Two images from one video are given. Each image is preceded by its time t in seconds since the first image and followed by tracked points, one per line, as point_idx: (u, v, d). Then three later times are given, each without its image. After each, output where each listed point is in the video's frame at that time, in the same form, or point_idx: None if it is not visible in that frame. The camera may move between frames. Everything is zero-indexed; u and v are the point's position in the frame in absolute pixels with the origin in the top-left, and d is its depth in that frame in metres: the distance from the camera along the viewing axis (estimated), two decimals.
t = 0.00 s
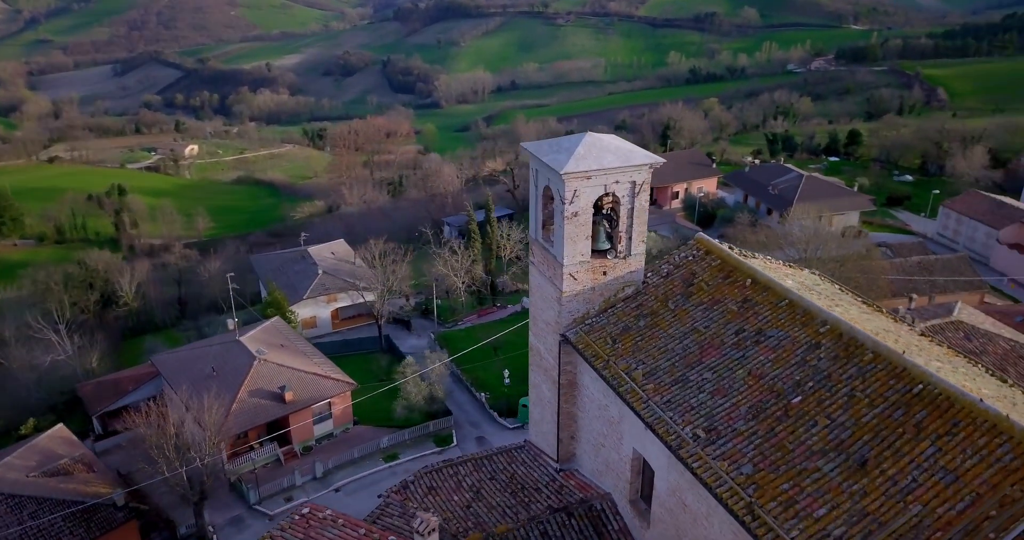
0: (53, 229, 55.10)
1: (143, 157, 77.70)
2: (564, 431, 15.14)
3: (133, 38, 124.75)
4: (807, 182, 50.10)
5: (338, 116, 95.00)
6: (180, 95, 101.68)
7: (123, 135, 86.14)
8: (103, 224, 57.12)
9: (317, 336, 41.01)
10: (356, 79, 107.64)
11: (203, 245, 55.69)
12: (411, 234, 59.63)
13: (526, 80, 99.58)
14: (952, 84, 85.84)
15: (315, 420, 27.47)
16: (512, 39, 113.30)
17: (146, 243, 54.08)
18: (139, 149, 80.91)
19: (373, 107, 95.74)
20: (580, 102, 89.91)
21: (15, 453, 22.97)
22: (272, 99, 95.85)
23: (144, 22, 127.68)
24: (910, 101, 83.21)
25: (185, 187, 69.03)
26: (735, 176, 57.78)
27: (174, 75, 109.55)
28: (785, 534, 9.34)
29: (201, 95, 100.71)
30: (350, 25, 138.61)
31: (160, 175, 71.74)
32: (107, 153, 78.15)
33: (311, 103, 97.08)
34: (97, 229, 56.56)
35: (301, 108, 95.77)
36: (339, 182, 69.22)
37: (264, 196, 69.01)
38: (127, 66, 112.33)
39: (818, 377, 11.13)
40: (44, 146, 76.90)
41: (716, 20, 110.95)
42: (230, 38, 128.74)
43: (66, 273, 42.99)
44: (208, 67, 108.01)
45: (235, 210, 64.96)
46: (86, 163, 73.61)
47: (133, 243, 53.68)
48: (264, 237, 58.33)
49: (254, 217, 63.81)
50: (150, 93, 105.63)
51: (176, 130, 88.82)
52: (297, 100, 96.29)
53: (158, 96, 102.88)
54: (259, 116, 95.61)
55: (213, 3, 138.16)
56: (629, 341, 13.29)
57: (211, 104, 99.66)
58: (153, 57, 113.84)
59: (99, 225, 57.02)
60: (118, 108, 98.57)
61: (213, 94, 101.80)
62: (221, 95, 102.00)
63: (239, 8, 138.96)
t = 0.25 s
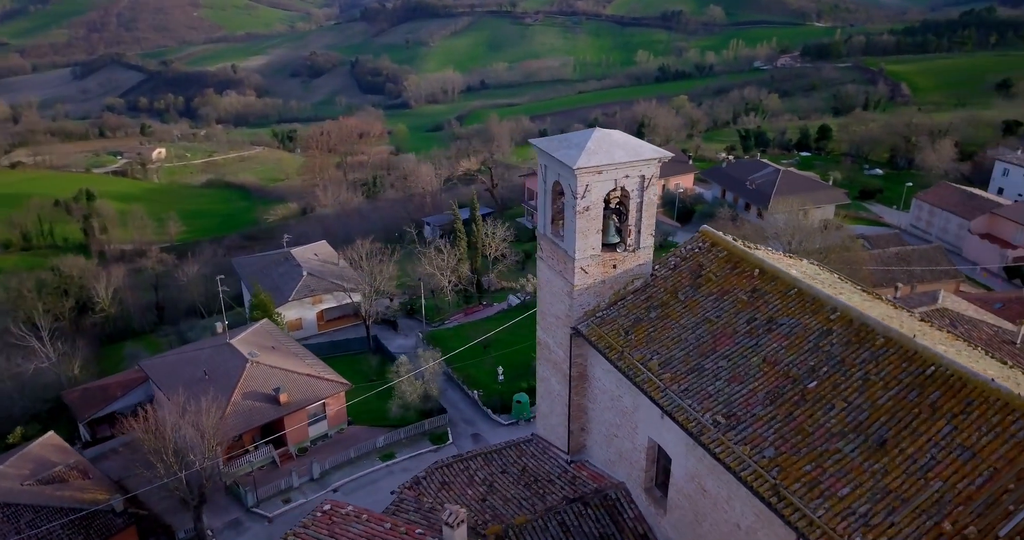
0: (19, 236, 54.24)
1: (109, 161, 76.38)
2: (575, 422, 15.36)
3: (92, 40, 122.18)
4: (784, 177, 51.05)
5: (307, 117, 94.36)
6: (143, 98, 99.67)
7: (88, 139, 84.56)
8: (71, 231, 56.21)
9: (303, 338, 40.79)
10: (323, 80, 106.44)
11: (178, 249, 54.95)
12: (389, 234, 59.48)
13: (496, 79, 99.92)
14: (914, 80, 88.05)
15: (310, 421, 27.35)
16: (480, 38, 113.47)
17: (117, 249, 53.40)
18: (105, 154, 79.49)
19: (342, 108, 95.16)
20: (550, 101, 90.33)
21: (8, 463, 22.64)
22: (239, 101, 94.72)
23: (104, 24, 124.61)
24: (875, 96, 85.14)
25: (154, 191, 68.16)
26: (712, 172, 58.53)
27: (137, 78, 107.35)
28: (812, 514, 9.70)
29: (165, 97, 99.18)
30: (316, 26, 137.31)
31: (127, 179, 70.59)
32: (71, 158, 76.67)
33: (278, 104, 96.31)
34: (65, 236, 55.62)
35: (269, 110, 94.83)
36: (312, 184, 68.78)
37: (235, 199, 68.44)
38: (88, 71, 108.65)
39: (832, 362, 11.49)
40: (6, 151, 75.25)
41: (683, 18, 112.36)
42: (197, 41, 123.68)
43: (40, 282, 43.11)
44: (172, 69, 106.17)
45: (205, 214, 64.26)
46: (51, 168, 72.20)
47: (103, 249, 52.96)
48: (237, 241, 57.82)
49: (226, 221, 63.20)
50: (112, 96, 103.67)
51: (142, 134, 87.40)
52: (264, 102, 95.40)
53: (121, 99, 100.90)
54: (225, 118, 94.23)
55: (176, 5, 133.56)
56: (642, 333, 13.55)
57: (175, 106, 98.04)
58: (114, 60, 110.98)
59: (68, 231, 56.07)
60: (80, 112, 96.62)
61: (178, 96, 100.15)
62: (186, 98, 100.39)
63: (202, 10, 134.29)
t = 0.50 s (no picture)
0: None
1: (76, 166, 75.00)
2: (586, 414, 15.60)
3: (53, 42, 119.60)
4: (763, 171, 51.88)
5: (276, 119, 93.54)
6: (107, 102, 97.64)
7: (52, 144, 82.95)
8: (41, 237, 55.26)
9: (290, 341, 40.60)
10: (293, 82, 104.47)
11: (154, 254, 54.17)
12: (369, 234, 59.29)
13: (467, 79, 100.10)
14: (881, 76, 90.09)
15: (306, 422, 27.24)
16: (450, 38, 113.41)
17: (88, 254, 52.61)
18: (72, 158, 78.03)
19: (312, 110, 94.44)
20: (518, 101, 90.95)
21: (2, 471, 22.37)
22: (206, 104, 93.44)
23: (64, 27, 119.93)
24: (843, 93, 86.81)
25: (123, 196, 67.13)
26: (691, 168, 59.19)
27: (101, 81, 105.09)
28: (836, 492, 10.04)
29: (130, 101, 97.58)
30: (283, 26, 135.77)
31: (95, 184, 69.38)
32: (37, 163, 75.18)
33: (247, 106, 95.31)
34: (35, 242, 54.66)
35: (237, 112, 93.68)
36: (287, 186, 68.25)
37: (206, 202, 67.69)
38: (49, 73, 107.71)
39: (844, 347, 11.87)
40: None
41: (652, 17, 113.46)
42: (159, 40, 122.15)
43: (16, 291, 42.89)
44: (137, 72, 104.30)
45: (178, 218, 63.56)
46: (16, 174, 70.76)
47: (73, 254, 52.07)
48: (211, 245, 57.24)
49: (199, 224, 62.51)
50: (75, 99, 101.65)
51: (109, 137, 85.86)
52: (233, 104, 94.34)
53: (85, 103, 98.94)
54: (193, 120, 93.12)
55: (140, 5, 131.98)
56: (654, 323, 13.83)
57: (141, 110, 96.46)
58: (76, 63, 108.52)
59: (37, 238, 55.11)
60: (43, 116, 94.64)
61: (144, 99, 98.61)
62: (153, 100, 98.77)
63: (167, 12, 129.86)
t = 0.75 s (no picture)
0: None
1: (26, 173, 72.89)
2: (584, 404, 15.86)
3: None
4: (729, 165, 52.77)
5: (232, 122, 91.79)
6: (56, 107, 95.08)
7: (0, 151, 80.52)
8: None
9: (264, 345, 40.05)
10: (249, 83, 103.14)
11: (116, 262, 53.02)
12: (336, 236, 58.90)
13: (426, 79, 99.88)
14: (834, 72, 92.45)
15: (290, 424, 26.87)
16: (409, 38, 112.89)
17: (44, 264, 51.23)
18: (22, 166, 75.81)
19: (270, 112, 92.81)
20: (479, 100, 91.09)
21: None
22: (159, 107, 91.20)
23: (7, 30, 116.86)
24: (799, 88, 88.66)
25: (78, 203, 65.45)
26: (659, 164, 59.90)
27: (48, 85, 102.00)
28: (842, 466, 10.46)
29: (80, 105, 94.76)
30: (238, 28, 133.47)
31: (47, 191, 67.47)
32: None
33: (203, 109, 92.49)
34: None
35: (192, 115, 91.77)
36: (248, 190, 67.29)
37: (164, 207, 66.34)
38: None
39: (840, 328, 12.34)
40: None
41: (610, 16, 114.49)
42: (107, 43, 118.79)
43: None
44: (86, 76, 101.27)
45: (137, 224, 62.29)
46: None
47: (28, 264, 50.70)
48: (173, 251, 56.16)
49: (159, 230, 61.38)
50: (22, 105, 98.68)
51: (60, 143, 83.60)
52: (187, 107, 92.08)
53: (32, 108, 96.06)
54: (145, 125, 90.86)
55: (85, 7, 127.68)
56: (653, 312, 14.17)
57: (92, 114, 94.10)
58: (20, 66, 105.41)
59: None
60: None
61: (94, 104, 95.97)
62: (104, 105, 96.26)
63: (116, 13, 126.14)
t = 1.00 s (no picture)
0: None
1: None
2: (567, 392, 16.17)
3: None
4: (680, 158, 53.76)
5: (170, 127, 88.66)
6: None
7: None
8: None
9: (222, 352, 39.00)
10: (185, 87, 100.35)
11: (57, 274, 51.10)
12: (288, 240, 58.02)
13: (369, 81, 99.00)
14: (772, 66, 95.16)
15: (258, 430, 26.43)
16: (350, 39, 111.58)
17: None
18: None
19: (208, 117, 90.01)
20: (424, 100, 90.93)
21: None
22: (89, 113, 86.93)
23: None
24: (739, 82, 90.87)
25: (9, 216, 62.88)
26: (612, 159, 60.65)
27: None
28: (827, 437, 11.02)
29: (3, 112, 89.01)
30: (170, 30, 129.39)
31: None
32: None
33: (135, 115, 90.06)
34: None
35: (126, 121, 88.53)
36: (192, 196, 65.51)
37: (101, 217, 64.02)
38: None
39: (816, 308, 12.93)
40: None
41: (551, 14, 115.48)
42: (31, 47, 113.54)
43: None
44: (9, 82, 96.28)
45: (75, 235, 60.16)
46: None
47: None
48: (119, 262, 54.37)
49: (100, 240, 59.39)
50: None
51: None
52: (120, 113, 88.87)
53: None
54: (75, 132, 86.17)
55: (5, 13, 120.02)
56: (634, 300, 14.57)
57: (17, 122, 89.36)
58: None
59: None
60: None
61: (19, 110, 90.37)
62: (30, 111, 91.81)
63: (39, 16, 121.87)
